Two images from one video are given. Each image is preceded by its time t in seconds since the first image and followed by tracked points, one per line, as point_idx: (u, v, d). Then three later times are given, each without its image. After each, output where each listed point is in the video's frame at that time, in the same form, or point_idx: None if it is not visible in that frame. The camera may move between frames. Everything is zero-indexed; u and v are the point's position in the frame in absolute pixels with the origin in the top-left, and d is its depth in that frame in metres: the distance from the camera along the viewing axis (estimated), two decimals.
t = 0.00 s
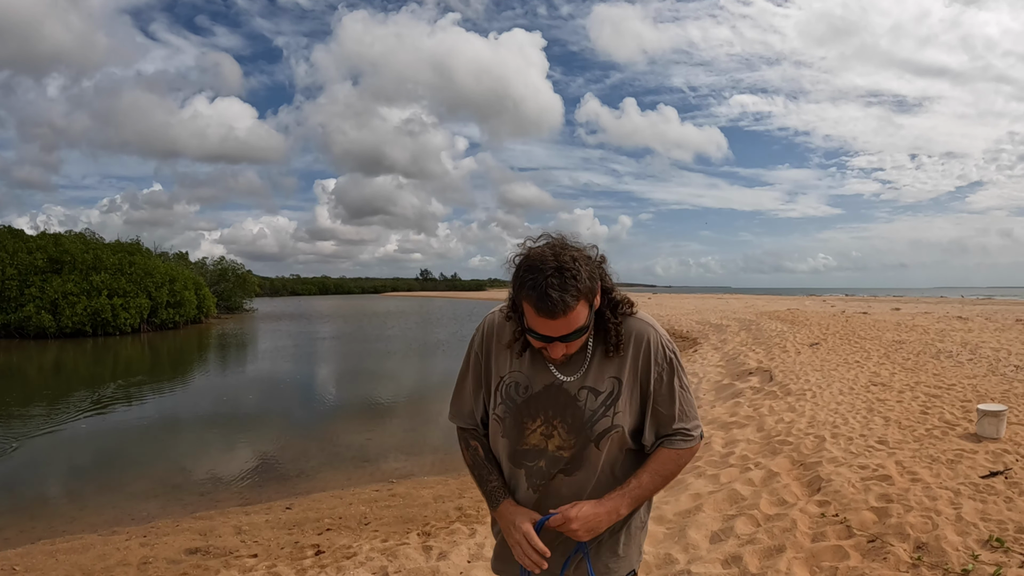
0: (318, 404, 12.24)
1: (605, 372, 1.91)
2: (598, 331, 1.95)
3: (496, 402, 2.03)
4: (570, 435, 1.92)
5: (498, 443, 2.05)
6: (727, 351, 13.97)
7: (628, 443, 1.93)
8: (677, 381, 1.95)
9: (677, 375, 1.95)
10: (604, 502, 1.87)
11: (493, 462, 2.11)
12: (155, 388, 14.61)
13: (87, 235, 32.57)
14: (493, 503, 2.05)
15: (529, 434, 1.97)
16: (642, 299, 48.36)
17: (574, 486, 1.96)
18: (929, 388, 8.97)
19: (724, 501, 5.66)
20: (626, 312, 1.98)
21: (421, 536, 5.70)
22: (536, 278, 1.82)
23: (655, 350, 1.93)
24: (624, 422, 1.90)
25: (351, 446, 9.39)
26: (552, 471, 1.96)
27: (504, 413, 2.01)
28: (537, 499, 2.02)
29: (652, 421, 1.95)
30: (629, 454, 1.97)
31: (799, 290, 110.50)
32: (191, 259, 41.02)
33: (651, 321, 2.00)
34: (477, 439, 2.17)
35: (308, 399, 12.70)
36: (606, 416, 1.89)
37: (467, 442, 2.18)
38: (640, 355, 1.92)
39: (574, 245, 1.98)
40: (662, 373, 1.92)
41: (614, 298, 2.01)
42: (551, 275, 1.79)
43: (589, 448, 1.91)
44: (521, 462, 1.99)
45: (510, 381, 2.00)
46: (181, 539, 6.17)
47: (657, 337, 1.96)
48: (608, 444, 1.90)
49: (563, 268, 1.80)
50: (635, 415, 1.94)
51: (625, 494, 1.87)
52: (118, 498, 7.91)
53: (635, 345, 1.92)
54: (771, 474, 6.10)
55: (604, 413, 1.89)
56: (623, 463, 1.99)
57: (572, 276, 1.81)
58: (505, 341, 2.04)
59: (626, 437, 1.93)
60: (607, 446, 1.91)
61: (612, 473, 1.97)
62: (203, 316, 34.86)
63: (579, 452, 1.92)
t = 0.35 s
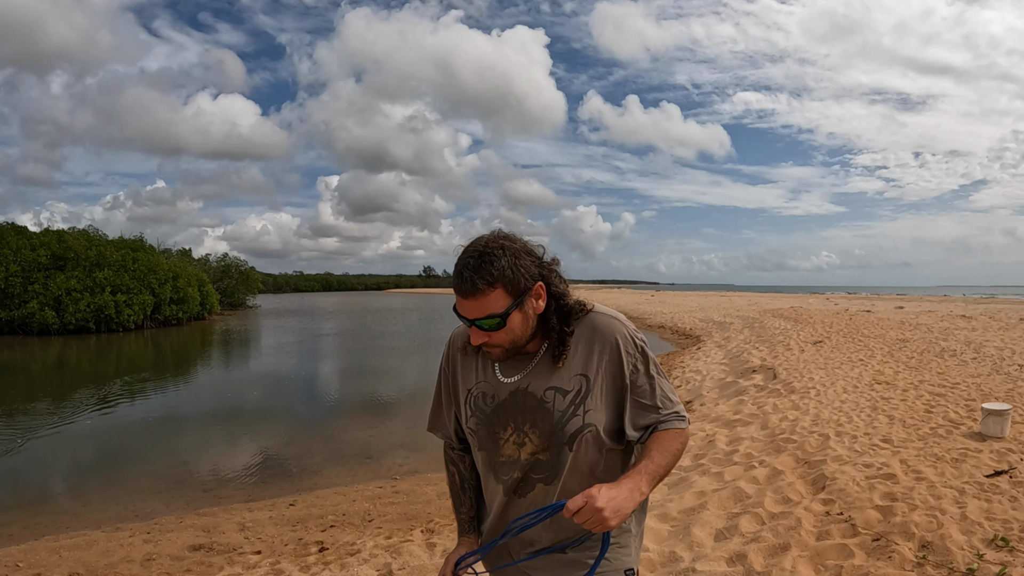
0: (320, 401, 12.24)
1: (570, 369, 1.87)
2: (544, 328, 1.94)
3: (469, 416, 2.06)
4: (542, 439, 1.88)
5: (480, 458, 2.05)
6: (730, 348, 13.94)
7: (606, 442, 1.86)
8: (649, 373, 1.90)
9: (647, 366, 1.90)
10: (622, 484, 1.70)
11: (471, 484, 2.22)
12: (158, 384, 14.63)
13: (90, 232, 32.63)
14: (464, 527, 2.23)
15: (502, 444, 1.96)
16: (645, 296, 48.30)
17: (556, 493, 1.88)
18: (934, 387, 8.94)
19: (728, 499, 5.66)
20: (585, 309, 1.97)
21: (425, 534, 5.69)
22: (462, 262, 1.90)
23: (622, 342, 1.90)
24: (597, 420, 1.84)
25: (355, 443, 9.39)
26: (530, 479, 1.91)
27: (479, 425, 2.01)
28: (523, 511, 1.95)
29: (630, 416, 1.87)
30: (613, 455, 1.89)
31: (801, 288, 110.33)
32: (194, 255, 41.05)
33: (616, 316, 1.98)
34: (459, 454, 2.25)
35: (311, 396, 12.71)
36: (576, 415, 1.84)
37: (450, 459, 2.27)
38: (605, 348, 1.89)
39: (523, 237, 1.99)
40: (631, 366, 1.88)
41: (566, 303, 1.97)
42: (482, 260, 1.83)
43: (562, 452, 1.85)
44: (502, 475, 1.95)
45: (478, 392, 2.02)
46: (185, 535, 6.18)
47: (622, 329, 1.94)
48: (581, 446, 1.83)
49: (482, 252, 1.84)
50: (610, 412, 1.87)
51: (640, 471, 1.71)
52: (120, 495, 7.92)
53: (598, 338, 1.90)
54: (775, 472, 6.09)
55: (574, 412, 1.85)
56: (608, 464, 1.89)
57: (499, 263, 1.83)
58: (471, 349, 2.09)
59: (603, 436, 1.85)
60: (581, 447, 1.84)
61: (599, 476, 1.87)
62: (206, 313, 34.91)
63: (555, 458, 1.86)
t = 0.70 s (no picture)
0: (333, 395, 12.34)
1: (580, 360, 1.79)
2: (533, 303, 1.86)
3: (494, 390, 2.10)
4: (541, 427, 1.85)
5: (496, 434, 2.08)
6: (743, 345, 13.89)
7: (608, 445, 1.73)
8: (671, 381, 1.68)
9: (669, 373, 1.69)
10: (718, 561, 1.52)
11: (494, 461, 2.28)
12: (172, 378, 14.79)
13: (104, 227, 32.98)
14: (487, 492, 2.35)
15: (511, 425, 1.96)
16: (656, 292, 48.15)
17: (550, 487, 1.81)
18: (948, 385, 8.87)
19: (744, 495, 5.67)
20: (613, 304, 1.83)
21: (439, 528, 5.72)
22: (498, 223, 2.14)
23: (642, 339, 1.72)
24: (597, 420, 1.73)
25: (368, 437, 9.44)
26: (524, 466, 1.89)
27: (499, 399, 2.06)
28: (516, 500, 1.93)
29: (644, 427, 1.70)
30: (617, 461, 1.75)
31: (811, 286, 109.61)
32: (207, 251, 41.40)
33: (648, 314, 1.81)
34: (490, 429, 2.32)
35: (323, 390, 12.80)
36: (576, 409, 1.77)
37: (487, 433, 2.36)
38: (620, 344, 1.75)
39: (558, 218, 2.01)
40: (648, 368, 1.70)
41: (552, 284, 1.84)
42: (491, 214, 2.04)
43: (558, 445, 1.79)
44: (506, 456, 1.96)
45: (505, 367, 2.08)
46: (199, 528, 6.24)
47: (650, 328, 1.76)
48: (577, 442, 1.75)
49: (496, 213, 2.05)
50: (616, 416, 1.73)
51: (741, 532, 1.54)
52: (134, 488, 8.01)
53: (616, 332, 1.77)
54: (790, 469, 6.08)
55: (575, 405, 1.77)
56: (609, 472, 1.76)
57: (502, 219, 2.00)
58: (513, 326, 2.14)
59: (604, 441, 1.73)
60: (577, 443, 1.76)
61: (598, 483, 1.76)
62: (219, 308, 35.24)
63: (552, 449, 1.80)
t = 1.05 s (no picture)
0: (350, 389, 12.43)
1: (593, 347, 1.79)
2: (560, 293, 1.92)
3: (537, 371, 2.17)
4: (559, 408, 1.89)
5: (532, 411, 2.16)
6: (761, 343, 13.80)
7: (612, 433, 1.73)
8: (674, 377, 1.62)
9: (672, 370, 1.62)
10: None
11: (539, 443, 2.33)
12: (191, 371, 14.98)
13: (123, 221, 33.40)
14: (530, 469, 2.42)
15: (541, 404, 2.03)
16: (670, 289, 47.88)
17: (560, 468, 1.87)
18: (968, 385, 8.75)
19: (763, 492, 5.65)
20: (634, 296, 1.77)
21: (458, 522, 5.75)
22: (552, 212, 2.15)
23: (649, 332, 1.67)
24: (603, 406, 1.73)
25: (385, 431, 9.50)
26: (545, 444, 1.96)
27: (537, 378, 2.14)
28: (540, 474, 2.02)
29: (644, 423, 1.67)
30: (622, 451, 1.74)
31: (825, 284, 108.53)
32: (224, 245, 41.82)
33: (667, 307, 1.72)
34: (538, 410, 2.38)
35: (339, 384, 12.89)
36: (586, 393, 1.78)
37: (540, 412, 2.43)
38: (628, 333, 1.71)
39: (600, 212, 1.98)
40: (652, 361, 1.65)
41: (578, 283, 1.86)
42: (542, 205, 2.07)
43: (569, 426, 1.83)
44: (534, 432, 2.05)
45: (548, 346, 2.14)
46: (219, 520, 6.31)
47: (662, 320, 1.68)
48: (584, 426, 1.78)
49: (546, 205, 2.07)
50: (622, 405, 1.72)
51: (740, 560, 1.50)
52: (153, 479, 8.11)
53: (627, 320, 1.73)
54: (809, 466, 6.04)
55: (585, 390, 1.79)
56: (613, 462, 1.76)
57: (550, 208, 2.02)
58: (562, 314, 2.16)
59: (610, 427, 1.73)
60: (584, 426, 1.79)
61: (603, 471, 1.77)
62: (236, 301, 35.63)
63: (564, 431, 1.85)
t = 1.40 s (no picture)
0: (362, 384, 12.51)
1: (596, 340, 1.79)
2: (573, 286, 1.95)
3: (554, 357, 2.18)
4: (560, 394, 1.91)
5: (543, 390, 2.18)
6: (774, 341, 13.74)
7: (601, 427, 1.75)
8: (660, 386, 1.63)
9: (659, 377, 1.62)
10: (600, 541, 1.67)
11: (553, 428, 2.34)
12: (204, 366, 15.12)
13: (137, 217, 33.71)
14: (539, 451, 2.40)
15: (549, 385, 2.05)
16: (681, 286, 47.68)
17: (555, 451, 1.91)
18: (981, 386, 8.68)
19: (775, 491, 5.65)
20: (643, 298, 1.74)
21: (471, 517, 5.78)
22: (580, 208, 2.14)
23: (647, 335, 1.65)
24: (596, 398, 1.75)
25: (398, 426, 9.56)
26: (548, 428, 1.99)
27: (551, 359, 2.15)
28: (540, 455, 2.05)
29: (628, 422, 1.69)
30: (610, 445, 1.76)
31: (836, 283, 107.70)
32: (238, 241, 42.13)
33: (671, 313, 1.69)
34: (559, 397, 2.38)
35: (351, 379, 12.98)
36: (583, 383, 1.79)
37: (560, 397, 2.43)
38: (627, 332, 1.70)
39: (621, 208, 1.96)
40: (644, 362, 1.65)
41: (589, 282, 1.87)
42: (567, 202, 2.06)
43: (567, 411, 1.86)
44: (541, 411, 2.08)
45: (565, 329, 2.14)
46: (233, 514, 6.37)
47: (661, 325, 1.66)
48: (578, 414, 1.80)
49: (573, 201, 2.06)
50: (615, 400, 1.73)
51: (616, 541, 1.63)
52: (167, 473, 8.21)
53: (629, 318, 1.72)
54: (821, 466, 6.03)
55: (583, 379, 1.80)
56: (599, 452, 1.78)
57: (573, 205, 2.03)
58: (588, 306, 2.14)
59: (599, 419, 1.75)
60: (577, 415, 1.80)
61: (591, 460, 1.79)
62: (250, 297, 35.92)
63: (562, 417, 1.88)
